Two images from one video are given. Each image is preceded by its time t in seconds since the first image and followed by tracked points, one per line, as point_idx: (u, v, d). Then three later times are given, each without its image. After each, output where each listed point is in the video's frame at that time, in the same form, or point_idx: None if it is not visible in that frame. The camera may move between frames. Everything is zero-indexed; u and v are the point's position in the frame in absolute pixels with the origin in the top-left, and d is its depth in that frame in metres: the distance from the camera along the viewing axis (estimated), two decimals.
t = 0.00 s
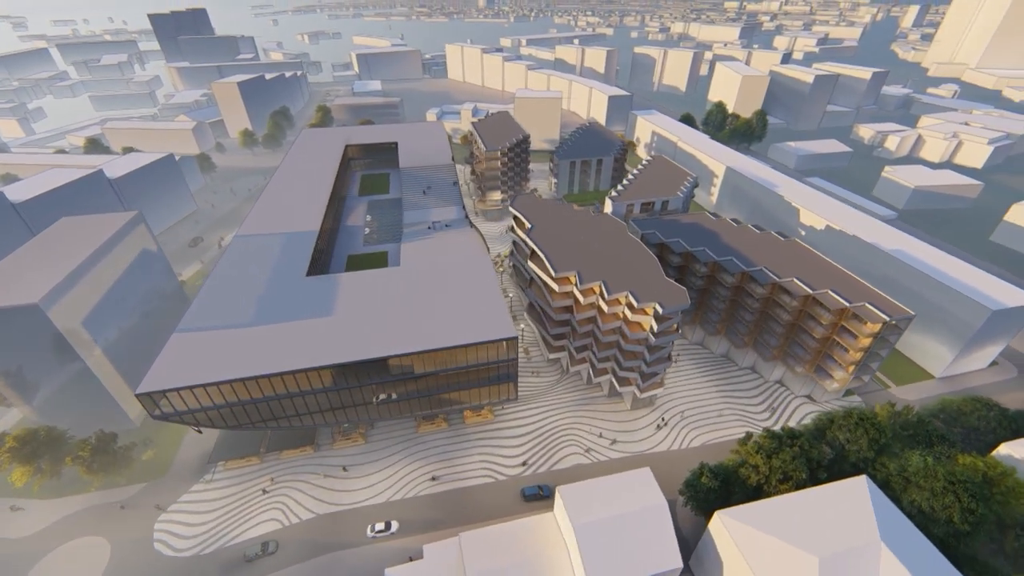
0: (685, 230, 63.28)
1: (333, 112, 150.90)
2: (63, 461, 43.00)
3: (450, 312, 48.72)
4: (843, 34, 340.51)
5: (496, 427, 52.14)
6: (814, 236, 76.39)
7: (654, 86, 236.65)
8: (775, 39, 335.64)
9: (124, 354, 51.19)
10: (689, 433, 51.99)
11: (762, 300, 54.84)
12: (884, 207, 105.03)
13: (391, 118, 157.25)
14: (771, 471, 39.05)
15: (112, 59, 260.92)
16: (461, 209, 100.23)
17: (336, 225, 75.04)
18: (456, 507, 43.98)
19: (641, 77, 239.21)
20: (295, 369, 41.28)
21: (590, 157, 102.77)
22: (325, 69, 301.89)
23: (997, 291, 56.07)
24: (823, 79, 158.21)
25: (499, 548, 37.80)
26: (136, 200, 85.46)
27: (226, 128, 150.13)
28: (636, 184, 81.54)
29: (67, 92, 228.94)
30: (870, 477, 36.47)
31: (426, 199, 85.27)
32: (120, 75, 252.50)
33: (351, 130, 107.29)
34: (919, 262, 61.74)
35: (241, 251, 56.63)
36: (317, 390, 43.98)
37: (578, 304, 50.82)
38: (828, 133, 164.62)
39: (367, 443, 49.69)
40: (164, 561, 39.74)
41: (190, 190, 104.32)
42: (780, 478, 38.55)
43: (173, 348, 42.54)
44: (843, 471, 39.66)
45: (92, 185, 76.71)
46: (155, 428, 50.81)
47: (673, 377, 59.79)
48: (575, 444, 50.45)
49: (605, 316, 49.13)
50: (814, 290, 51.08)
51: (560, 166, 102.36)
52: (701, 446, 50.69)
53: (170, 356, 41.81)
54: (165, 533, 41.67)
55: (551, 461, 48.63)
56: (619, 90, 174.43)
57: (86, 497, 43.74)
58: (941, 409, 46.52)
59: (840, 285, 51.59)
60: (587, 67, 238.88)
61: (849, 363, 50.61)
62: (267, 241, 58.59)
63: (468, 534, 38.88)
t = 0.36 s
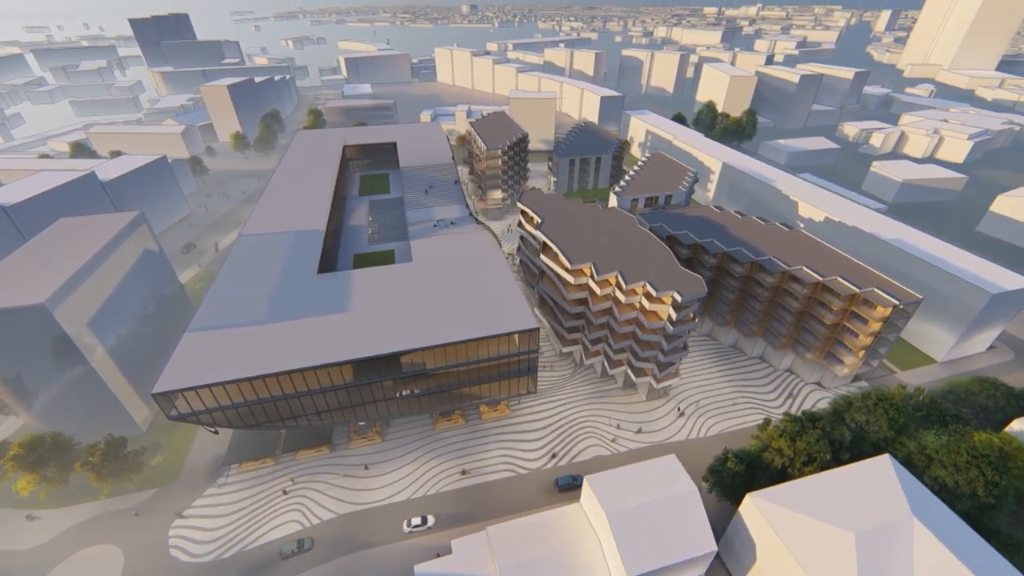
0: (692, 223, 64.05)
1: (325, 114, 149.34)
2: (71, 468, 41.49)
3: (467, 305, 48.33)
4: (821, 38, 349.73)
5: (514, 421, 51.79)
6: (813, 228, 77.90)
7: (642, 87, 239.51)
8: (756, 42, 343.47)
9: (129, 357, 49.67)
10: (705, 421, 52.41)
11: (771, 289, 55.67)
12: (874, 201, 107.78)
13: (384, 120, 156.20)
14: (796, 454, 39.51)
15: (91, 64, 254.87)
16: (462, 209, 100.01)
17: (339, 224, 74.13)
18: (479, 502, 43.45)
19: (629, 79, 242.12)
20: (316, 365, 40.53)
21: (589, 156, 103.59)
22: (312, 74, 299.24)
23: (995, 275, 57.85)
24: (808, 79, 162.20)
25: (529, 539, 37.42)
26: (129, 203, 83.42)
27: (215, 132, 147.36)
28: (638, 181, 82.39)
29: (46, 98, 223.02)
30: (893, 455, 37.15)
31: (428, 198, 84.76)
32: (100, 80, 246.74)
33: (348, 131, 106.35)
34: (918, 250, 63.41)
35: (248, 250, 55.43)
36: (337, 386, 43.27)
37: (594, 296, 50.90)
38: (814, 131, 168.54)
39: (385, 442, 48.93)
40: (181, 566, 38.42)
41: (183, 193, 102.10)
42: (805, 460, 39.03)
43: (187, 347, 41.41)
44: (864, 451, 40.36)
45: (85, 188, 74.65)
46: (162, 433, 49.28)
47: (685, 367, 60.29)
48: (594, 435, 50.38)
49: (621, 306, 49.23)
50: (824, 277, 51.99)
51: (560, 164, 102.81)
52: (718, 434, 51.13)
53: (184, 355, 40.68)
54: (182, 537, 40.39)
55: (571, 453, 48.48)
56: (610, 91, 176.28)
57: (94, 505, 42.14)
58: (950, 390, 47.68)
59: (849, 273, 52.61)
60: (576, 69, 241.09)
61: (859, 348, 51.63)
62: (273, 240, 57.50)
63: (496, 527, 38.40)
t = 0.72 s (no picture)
0: (699, 215, 64.71)
1: (319, 115, 147.71)
2: (84, 471, 40.14)
3: (485, 295, 47.93)
4: (802, 40, 357.40)
5: (533, 414, 51.55)
6: (814, 220, 79.32)
7: (632, 88, 241.86)
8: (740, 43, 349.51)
9: (138, 358, 48.29)
10: (722, 410, 52.81)
11: (782, 277, 56.46)
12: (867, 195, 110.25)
13: (378, 121, 155.11)
14: (820, 436, 39.96)
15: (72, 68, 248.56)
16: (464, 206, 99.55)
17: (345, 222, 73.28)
18: (505, 494, 43.04)
19: (620, 80, 244.27)
20: (339, 357, 39.82)
21: (589, 152, 104.31)
22: (300, 77, 296.24)
23: (994, 261, 59.45)
24: (796, 78, 165.69)
25: (561, 528, 37.25)
26: (125, 204, 81.43)
27: (206, 134, 144.69)
28: (641, 176, 83.03)
29: (26, 102, 217.19)
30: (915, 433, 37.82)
31: (432, 195, 84.30)
32: (81, 85, 240.80)
33: (347, 131, 105.45)
34: (919, 238, 64.95)
35: (258, 246, 54.43)
36: (358, 380, 42.61)
37: (610, 286, 51.04)
38: (803, 129, 172.00)
39: (404, 438, 48.25)
40: (202, 568, 37.33)
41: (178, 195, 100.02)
42: (830, 441, 39.52)
43: (205, 343, 40.43)
44: (884, 431, 41.09)
45: (80, 188, 72.63)
46: (173, 435, 47.94)
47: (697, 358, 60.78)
48: (614, 426, 50.45)
49: (638, 295, 49.40)
50: (834, 264, 52.86)
51: (560, 161, 103.26)
52: (735, 421, 51.53)
53: (203, 350, 39.69)
54: (202, 539, 39.26)
55: (592, 443, 48.40)
56: (603, 91, 177.67)
57: (108, 509, 40.79)
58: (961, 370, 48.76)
59: (859, 259, 53.52)
60: (567, 71, 242.65)
61: (870, 332, 52.57)
62: (282, 236, 56.53)
63: (526, 517, 38.25)
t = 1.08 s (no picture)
0: (708, 206, 65.40)
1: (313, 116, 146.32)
2: (101, 470, 39.08)
3: (505, 284, 47.64)
4: (786, 42, 364.47)
5: (552, 405, 51.41)
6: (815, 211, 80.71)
7: (624, 88, 243.92)
8: (727, 45, 354.69)
9: (151, 355, 47.18)
10: (739, 397, 53.29)
11: (793, 265, 57.27)
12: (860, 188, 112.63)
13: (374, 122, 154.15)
14: (844, 416, 40.53)
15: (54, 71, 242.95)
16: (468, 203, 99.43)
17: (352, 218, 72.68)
18: (530, 485, 42.77)
19: (611, 81, 246.09)
20: (365, 348, 39.35)
21: (590, 149, 105.19)
22: (289, 80, 293.34)
23: (995, 247, 61.02)
24: (786, 76, 168.69)
25: (594, 514, 37.14)
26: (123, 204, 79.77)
27: (198, 135, 142.46)
28: (645, 170, 83.85)
29: (7, 106, 211.60)
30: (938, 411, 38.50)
31: (436, 192, 83.99)
32: (64, 88, 235.25)
33: (346, 130, 104.62)
34: (921, 226, 66.37)
35: (269, 241, 53.62)
36: (382, 371, 42.10)
37: (628, 275, 51.14)
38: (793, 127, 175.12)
39: (425, 431, 47.71)
40: (228, 566, 36.39)
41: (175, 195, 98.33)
42: (854, 421, 40.08)
43: (225, 336, 39.69)
44: (904, 410, 41.80)
45: (78, 188, 70.95)
46: (188, 434, 46.81)
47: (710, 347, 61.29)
48: (634, 414, 50.48)
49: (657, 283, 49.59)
50: (845, 250, 53.73)
51: (562, 158, 103.79)
52: (752, 407, 52.00)
53: (224, 343, 38.93)
54: (226, 537, 38.35)
55: (615, 432, 48.41)
56: (597, 90, 178.93)
57: (126, 509, 39.72)
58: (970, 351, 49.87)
59: (868, 245, 54.48)
60: (559, 72, 243.91)
61: (881, 317, 53.52)
62: (293, 231, 55.76)
63: (558, 504, 38.07)
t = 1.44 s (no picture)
0: (717, 197, 66.16)
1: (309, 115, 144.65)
2: (122, 467, 38.02)
3: (527, 273, 47.52)
4: (771, 44, 370.94)
5: (573, 395, 51.35)
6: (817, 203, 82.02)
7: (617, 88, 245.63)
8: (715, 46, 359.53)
9: (167, 350, 46.19)
10: (756, 383, 53.85)
11: (804, 253, 58.09)
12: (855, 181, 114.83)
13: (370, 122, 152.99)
14: (866, 396, 41.12)
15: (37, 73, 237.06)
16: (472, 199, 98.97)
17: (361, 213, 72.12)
18: (558, 472, 42.60)
19: (604, 81, 247.52)
20: (391, 337, 38.89)
21: (593, 144, 105.68)
22: (280, 81, 290.13)
23: (996, 234, 62.40)
24: (777, 75, 171.39)
25: (628, 499, 37.12)
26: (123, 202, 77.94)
27: (192, 135, 140.02)
28: (651, 163, 85.27)
29: None
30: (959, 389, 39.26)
31: (443, 187, 83.65)
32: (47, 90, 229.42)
33: (347, 127, 103.74)
34: (924, 214, 67.68)
35: (283, 234, 52.84)
36: (406, 361, 41.69)
37: (646, 264, 51.44)
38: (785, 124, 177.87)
39: (447, 423, 47.32)
40: (256, 562, 35.58)
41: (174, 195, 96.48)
42: (876, 401, 40.72)
43: (250, 327, 38.99)
44: (923, 390, 42.52)
45: (79, 185, 69.23)
46: (206, 430, 45.85)
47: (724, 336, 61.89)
48: (654, 401, 50.66)
49: (675, 270, 49.86)
50: (856, 237, 54.64)
51: (565, 153, 104.08)
52: (770, 393, 52.57)
53: (249, 334, 38.25)
54: (253, 533, 37.51)
55: (637, 419, 48.50)
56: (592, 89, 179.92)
57: (150, 506, 38.72)
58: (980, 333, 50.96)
59: (878, 231, 55.36)
60: (552, 72, 244.69)
61: (892, 302, 54.49)
62: (306, 224, 55.06)
63: (590, 491, 37.95)
